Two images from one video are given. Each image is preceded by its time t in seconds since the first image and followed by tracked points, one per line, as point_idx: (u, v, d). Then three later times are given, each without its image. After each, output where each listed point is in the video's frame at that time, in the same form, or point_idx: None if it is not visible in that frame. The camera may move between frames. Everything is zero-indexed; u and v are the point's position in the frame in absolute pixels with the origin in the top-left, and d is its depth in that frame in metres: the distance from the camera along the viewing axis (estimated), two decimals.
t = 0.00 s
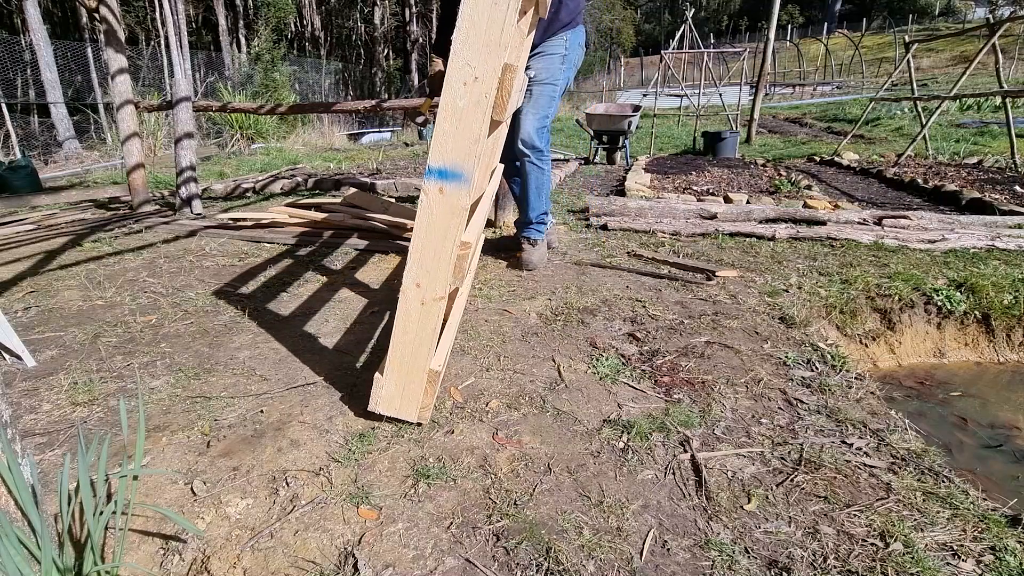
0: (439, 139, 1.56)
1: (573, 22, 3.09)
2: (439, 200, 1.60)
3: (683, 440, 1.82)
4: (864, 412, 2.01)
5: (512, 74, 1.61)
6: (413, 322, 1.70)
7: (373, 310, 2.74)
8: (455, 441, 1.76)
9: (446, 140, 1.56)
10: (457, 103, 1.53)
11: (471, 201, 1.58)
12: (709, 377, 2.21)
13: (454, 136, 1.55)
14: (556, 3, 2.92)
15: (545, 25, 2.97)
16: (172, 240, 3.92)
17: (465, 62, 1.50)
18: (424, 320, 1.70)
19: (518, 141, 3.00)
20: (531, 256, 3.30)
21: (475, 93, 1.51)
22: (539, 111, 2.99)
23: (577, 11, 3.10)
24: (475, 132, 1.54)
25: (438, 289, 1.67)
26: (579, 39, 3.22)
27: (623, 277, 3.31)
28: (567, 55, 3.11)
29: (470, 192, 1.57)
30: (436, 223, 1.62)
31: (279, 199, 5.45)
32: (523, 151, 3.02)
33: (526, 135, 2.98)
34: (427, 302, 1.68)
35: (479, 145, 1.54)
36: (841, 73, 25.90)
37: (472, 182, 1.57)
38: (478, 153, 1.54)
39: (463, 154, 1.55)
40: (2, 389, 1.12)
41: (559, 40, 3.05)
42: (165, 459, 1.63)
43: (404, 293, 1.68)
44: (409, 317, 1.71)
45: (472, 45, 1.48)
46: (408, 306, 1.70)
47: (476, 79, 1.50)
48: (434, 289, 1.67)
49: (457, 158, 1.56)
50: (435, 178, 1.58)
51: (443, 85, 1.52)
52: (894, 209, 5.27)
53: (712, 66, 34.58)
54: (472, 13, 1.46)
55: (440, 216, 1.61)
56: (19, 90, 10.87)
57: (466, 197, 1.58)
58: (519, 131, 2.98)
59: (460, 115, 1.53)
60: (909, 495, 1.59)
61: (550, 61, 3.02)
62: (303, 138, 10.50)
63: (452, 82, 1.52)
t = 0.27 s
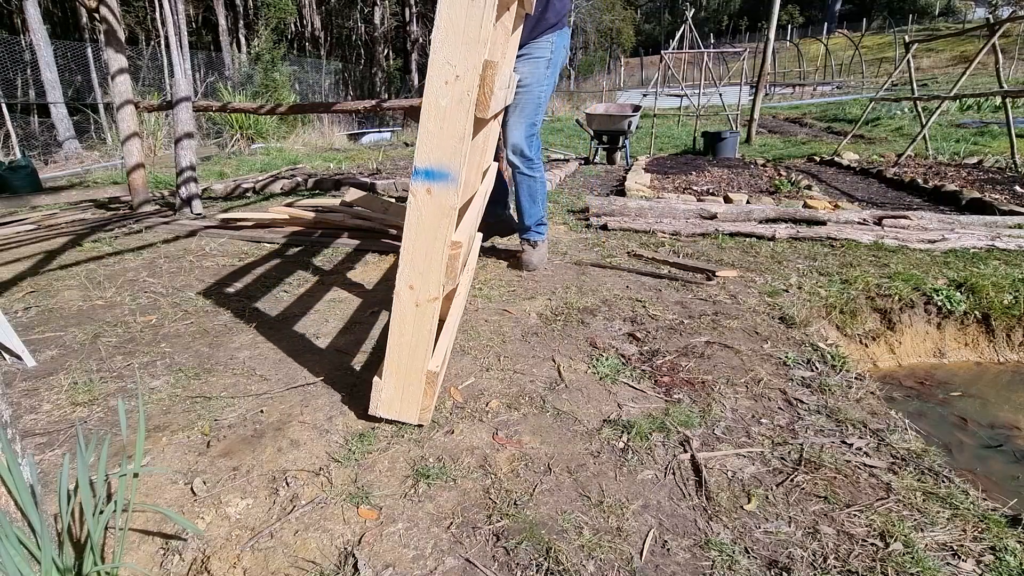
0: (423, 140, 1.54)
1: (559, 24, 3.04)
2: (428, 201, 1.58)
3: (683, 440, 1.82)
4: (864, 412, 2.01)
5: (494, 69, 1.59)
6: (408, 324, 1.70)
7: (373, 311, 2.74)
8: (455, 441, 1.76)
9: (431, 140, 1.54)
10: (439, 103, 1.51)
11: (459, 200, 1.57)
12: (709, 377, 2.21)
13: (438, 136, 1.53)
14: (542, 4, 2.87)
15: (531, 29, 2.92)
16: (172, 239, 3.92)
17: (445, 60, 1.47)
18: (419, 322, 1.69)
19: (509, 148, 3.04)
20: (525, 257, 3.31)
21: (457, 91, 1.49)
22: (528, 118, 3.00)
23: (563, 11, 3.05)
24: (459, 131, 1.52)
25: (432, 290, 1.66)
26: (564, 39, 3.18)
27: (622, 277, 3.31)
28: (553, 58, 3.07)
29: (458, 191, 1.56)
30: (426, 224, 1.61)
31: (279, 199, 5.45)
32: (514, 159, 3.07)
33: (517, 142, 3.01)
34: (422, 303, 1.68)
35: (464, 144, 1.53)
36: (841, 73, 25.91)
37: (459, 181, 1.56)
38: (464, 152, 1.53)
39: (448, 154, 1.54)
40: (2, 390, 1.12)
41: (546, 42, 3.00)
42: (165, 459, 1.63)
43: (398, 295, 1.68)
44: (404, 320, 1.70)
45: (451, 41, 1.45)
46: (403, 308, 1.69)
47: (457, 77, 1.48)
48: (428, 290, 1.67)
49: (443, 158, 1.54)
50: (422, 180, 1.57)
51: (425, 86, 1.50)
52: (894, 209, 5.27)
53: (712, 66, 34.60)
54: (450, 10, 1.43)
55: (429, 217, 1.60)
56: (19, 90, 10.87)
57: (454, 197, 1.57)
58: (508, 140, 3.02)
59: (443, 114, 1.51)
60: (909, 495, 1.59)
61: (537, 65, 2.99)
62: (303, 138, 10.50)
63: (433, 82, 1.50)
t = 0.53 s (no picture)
0: (415, 138, 1.54)
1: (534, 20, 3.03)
2: (421, 200, 1.58)
3: (683, 440, 1.82)
4: (864, 412, 2.01)
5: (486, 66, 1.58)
6: (403, 323, 1.70)
7: (372, 311, 2.74)
8: (455, 441, 1.76)
9: (423, 138, 1.53)
10: (430, 101, 1.50)
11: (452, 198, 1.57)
12: (709, 377, 2.21)
13: (430, 135, 1.52)
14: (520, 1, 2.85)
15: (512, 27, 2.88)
16: (172, 239, 3.92)
17: (437, 59, 1.46)
18: (415, 320, 1.69)
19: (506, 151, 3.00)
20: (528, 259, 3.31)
21: (448, 90, 1.48)
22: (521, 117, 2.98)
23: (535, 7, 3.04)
24: (450, 129, 1.51)
25: (426, 288, 1.66)
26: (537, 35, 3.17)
27: (622, 277, 3.31)
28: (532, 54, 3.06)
29: (451, 190, 1.56)
30: (420, 222, 1.60)
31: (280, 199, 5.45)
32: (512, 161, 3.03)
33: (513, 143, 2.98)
34: (416, 302, 1.68)
35: (456, 143, 1.52)
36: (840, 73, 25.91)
37: (452, 180, 1.55)
38: (456, 150, 1.52)
39: (440, 152, 1.53)
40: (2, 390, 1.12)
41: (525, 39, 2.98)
42: (165, 459, 1.63)
43: (393, 294, 1.68)
44: (399, 318, 1.70)
45: (442, 40, 1.44)
46: (397, 306, 1.69)
47: (448, 75, 1.47)
48: (423, 288, 1.66)
49: (436, 156, 1.54)
50: (415, 178, 1.56)
51: (416, 84, 1.49)
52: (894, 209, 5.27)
53: (712, 66, 34.61)
54: (440, 7, 1.42)
55: (423, 216, 1.59)
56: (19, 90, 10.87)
57: (447, 195, 1.56)
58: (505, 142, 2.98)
59: (435, 112, 1.50)
60: (909, 495, 1.59)
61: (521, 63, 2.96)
62: (303, 138, 10.51)
63: (425, 80, 1.49)
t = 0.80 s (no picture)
0: (420, 128, 1.54)
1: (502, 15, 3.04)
2: (427, 189, 1.58)
3: (683, 440, 1.82)
4: (864, 412, 2.01)
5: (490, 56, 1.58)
6: (410, 314, 1.70)
7: (372, 310, 2.74)
8: (455, 441, 1.76)
9: (428, 128, 1.53)
10: (436, 90, 1.50)
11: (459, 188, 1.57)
12: (709, 377, 2.21)
13: (436, 124, 1.53)
14: None
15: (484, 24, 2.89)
16: (172, 240, 3.92)
17: (442, 47, 1.46)
18: (422, 312, 1.70)
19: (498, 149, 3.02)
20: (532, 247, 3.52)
21: (453, 79, 1.48)
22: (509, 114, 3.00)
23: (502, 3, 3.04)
24: (456, 118, 1.52)
25: (433, 278, 1.66)
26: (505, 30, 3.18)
27: (621, 276, 3.31)
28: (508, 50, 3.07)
29: (457, 179, 1.56)
30: (426, 212, 1.60)
31: (280, 199, 5.46)
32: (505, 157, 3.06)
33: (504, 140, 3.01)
34: (424, 292, 1.68)
35: (462, 131, 1.53)
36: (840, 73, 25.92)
37: (458, 168, 1.56)
38: (462, 139, 1.53)
39: (446, 142, 1.54)
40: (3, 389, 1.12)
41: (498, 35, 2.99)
42: (165, 459, 1.63)
43: (400, 285, 1.68)
44: (406, 309, 1.70)
45: (447, 28, 1.45)
46: (404, 297, 1.69)
47: (453, 64, 1.47)
48: (430, 279, 1.67)
49: (442, 145, 1.54)
50: (421, 167, 1.56)
51: (421, 74, 1.49)
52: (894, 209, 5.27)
53: (712, 66, 34.61)
54: None
55: (429, 206, 1.60)
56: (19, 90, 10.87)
57: (454, 184, 1.57)
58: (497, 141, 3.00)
59: (441, 102, 1.51)
60: (908, 495, 1.59)
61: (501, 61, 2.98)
62: (303, 138, 10.51)
63: (430, 70, 1.49)
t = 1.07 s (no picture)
0: (413, 128, 1.53)
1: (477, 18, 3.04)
2: (421, 190, 1.58)
3: (683, 440, 1.82)
4: (864, 412, 2.01)
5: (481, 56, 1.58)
6: (407, 315, 1.70)
7: (372, 310, 2.74)
8: (455, 441, 1.76)
9: (420, 128, 1.53)
10: (427, 91, 1.50)
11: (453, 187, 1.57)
12: (709, 377, 2.21)
13: (428, 125, 1.52)
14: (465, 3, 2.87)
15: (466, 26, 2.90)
16: (171, 240, 3.92)
17: (433, 48, 1.46)
18: (418, 313, 1.70)
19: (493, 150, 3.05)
20: (530, 244, 3.60)
21: (444, 79, 1.48)
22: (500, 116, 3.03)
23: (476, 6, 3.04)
24: (448, 118, 1.51)
25: (429, 279, 1.66)
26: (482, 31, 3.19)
27: (621, 276, 3.31)
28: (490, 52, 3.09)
29: (451, 179, 1.56)
30: (421, 213, 1.60)
31: (280, 199, 5.45)
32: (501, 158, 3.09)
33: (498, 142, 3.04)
34: (420, 293, 1.68)
35: (455, 130, 1.52)
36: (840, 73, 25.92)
37: (452, 168, 1.56)
38: (455, 139, 1.52)
39: (439, 142, 1.53)
40: (2, 390, 1.12)
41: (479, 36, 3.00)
42: (165, 459, 1.63)
43: (396, 286, 1.67)
44: (403, 311, 1.70)
45: (437, 29, 1.44)
46: (401, 298, 1.69)
47: (444, 65, 1.47)
48: (426, 279, 1.66)
49: (435, 146, 1.54)
50: (414, 168, 1.55)
51: (412, 74, 1.49)
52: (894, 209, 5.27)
53: (712, 66, 34.62)
54: None
55: (424, 206, 1.59)
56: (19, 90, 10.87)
57: (448, 184, 1.56)
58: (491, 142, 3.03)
59: (432, 102, 1.50)
60: (909, 495, 1.59)
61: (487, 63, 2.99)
62: (303, 138, 10.51)
63: (421, 70, 1.49)
